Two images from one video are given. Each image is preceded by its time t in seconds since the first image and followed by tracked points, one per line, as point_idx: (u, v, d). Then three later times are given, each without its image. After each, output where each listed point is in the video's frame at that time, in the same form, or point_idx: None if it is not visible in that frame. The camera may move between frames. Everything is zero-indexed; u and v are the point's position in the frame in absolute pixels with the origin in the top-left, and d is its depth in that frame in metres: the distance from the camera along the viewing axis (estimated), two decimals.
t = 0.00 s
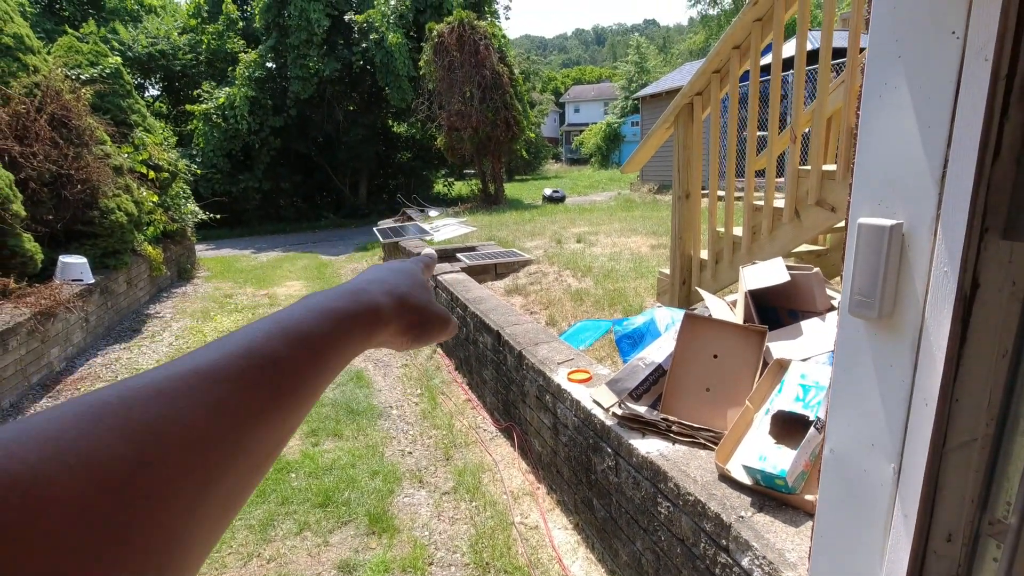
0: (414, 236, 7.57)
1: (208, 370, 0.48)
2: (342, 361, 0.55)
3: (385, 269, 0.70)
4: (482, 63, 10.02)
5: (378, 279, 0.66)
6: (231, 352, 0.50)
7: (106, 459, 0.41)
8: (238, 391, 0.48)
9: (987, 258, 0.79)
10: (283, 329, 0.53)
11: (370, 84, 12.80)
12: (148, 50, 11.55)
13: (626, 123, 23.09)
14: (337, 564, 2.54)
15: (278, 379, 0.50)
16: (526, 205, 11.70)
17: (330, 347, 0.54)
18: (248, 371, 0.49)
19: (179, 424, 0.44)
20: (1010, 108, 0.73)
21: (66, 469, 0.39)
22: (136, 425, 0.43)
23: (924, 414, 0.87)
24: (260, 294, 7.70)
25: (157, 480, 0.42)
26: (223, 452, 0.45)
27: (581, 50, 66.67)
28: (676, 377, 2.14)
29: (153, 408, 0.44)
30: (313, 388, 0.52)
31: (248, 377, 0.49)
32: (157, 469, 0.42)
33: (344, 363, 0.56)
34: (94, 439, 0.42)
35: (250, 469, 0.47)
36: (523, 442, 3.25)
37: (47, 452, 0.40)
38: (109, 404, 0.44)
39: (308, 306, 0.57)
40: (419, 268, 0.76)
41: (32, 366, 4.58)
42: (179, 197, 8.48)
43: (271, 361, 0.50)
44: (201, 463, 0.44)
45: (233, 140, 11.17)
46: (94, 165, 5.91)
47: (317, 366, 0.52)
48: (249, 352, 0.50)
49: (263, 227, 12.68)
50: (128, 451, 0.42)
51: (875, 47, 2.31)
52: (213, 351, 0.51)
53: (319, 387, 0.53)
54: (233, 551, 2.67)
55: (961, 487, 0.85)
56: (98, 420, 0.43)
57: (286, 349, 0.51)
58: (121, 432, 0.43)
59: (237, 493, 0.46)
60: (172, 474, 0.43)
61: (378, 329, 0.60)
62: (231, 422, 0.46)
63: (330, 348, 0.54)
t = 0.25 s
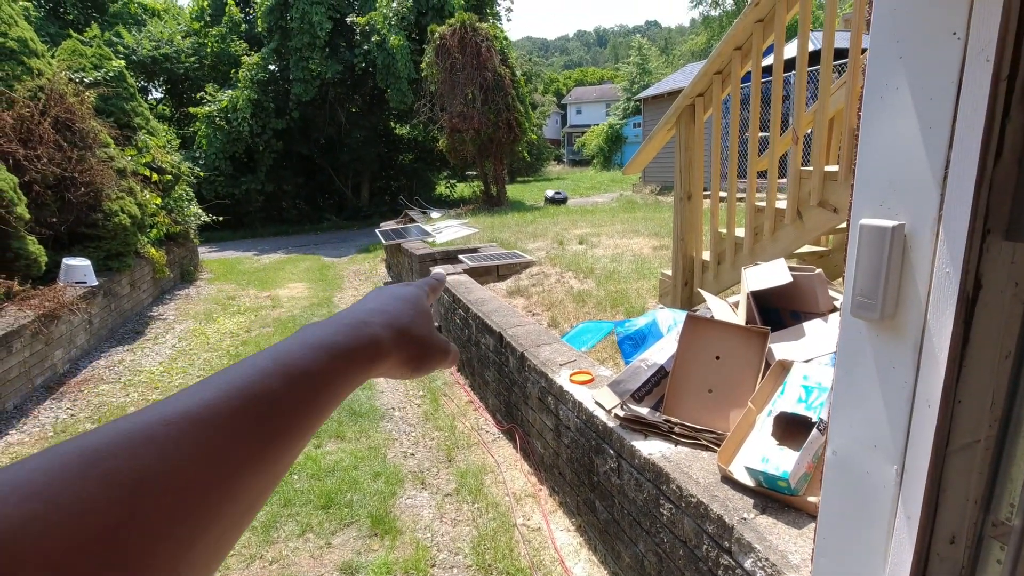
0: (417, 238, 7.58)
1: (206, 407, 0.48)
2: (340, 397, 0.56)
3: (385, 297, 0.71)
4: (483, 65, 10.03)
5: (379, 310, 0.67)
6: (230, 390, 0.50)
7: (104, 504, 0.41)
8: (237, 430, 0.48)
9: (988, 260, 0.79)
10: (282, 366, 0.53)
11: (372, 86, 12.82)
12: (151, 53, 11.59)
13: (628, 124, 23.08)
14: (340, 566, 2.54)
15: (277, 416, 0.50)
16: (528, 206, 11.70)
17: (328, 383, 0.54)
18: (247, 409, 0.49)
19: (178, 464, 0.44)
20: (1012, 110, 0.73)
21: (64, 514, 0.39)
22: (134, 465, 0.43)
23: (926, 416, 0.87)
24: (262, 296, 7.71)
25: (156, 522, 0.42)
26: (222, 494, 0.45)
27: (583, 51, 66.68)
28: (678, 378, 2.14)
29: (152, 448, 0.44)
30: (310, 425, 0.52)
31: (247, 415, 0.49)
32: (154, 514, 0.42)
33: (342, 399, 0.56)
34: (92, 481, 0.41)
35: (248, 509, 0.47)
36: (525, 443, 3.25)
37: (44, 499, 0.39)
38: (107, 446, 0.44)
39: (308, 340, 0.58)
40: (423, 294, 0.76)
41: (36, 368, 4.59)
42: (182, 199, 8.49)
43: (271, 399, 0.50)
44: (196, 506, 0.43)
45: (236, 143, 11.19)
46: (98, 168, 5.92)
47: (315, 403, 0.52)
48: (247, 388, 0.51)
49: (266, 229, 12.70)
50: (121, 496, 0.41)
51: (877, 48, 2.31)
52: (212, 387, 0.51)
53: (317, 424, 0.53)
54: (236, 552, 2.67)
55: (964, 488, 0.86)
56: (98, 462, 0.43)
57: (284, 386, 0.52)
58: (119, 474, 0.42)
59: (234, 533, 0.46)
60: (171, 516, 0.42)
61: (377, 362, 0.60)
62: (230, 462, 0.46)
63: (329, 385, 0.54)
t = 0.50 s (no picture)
0: (420, 238, 7.59)
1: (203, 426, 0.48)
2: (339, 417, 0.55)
3: (388, 314, 0.70)
4: (486, 66, 10.03)
5: (383, 326, 0.66)
6: (228, 407, 0.50)
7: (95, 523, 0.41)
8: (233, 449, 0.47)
9: (994, 257, 0.78)
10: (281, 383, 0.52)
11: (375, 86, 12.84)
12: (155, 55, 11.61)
13: (631, 124, 23.07)
14: (345, 565, 2.55)
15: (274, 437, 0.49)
16: (531, 206, 11.70)
17: (328, 404, 0.53)
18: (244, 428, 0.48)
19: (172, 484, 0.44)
20: (1019, 105, 0.73)
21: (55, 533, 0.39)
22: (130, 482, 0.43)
23: (931, 414, 0.87)
24: (266, 296, 7.73)
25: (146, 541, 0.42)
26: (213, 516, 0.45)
27: (586, 51, 66.67)
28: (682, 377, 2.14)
29: (145, 466, 0.44)
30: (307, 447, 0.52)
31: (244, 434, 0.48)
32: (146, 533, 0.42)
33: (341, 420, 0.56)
34: (82, 500, 0.41)
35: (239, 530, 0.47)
36: (529, 443, 3.25)
37: (35, 516, 0.40)
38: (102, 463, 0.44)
39: (309, 356, 0.57)
40: (424, 308, 0.76)
41: (42, 369, 4.62)
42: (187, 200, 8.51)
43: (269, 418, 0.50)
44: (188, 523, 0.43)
45: (240, 144, 11.22)
46: (103, 170, 5.94)
47: (314, 425, 0.52)
48: (245, 407, 0.50)
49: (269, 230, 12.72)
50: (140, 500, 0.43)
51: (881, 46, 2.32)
52: (209, 405, 0.50)
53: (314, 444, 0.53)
54: (241, 552, 2.68)
55: (971, 486, 0.85)
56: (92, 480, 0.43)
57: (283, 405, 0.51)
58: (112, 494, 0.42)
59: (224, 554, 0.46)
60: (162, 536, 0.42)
61: (379, 382, 0.60)
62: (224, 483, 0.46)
63: (329, 406, 0.53)
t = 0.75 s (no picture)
0: (423, 238, 7.60)
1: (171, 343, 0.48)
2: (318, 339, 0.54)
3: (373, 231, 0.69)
4: (489, 65, 10.04)
5: (367, 243, 0.65)
6: (197, 325, 0.49)
7: (57, 437, 0.42)
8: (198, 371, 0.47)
9: (993, 254, 0.79)
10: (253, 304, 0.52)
11: (378, 86, 12.87)
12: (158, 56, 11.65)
13: (633, 122, 23.07)
14: (350, 563, 2.56)
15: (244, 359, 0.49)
16: (534, 205, 11.71)
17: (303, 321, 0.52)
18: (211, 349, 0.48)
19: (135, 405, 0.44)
20: (1017, 104, 0.73)
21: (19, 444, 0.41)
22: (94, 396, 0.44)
23: (930, 409, 0.87)
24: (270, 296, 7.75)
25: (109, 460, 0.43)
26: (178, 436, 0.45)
27: (588, 51, 66.64)
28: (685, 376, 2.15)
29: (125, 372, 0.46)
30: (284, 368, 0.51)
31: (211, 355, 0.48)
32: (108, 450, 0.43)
33: (320, 342, 0.54)
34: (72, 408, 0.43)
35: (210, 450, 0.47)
36: (532, 441, 3.26)
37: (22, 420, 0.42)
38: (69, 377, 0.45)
39: (286, 275, 0.56)
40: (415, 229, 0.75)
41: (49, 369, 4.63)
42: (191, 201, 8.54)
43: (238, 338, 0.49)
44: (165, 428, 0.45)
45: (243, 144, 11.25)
46: (108, 171, 5.97)
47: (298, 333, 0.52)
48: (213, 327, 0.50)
49: (273, 231, 12.75)
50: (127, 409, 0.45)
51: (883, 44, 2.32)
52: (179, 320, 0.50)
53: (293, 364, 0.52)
54: (246, 550, 2.70)
55: (971, 482, 0.86)
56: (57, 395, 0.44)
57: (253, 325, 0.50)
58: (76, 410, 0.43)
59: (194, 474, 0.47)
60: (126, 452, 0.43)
61: (362, 303, 0.58)
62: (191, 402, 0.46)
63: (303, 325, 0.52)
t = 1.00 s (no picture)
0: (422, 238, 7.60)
1: (190, 317, 0.52)
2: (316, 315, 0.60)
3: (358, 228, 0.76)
4: (488, 66, 10.05)
5: (354, 241, 0.72)
6: (218, 305, 0.54)
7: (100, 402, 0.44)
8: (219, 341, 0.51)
9: (983, 251, 0.79)
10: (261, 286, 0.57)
11: (377, 87, 12.87)
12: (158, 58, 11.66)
13: (633, 121, 23.04)
14: (351, 563, 2.57)
15: (260, 331, 0.54)
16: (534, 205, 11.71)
17: (306, 301, 0.58)
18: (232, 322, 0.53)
19: (163, 370, 0.48)
20: (1005, 104, 0.74)
21: (59, 401, 0.43)
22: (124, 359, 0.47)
23: (923, 405, 0.88)
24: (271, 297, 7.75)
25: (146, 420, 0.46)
26: (205, 399, 0.49)
27: (588, 50, 66.60)
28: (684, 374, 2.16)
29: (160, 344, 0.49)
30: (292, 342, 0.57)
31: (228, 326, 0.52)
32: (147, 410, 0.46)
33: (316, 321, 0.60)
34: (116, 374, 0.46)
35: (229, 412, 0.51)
36: (532, 441, 3.27)
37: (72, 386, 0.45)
38: (99, 341, 0.48)
39: (287, 264, 0.62)
40: (395, 227, 0.82)
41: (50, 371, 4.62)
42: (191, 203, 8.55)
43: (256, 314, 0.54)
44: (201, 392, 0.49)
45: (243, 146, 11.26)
46: (108, 173, 5.98)
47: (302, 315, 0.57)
48: (229, 302, 0.54)
49: (273, 232, 12.76)
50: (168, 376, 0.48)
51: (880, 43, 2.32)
52: (194, 297, 0.54)
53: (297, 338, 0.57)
54: (248, 550, 2.70)
55: (964, 477, 0.86)
56: (88, 357, 0.46)
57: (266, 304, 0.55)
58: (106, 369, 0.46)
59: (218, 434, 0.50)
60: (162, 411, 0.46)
61: (352, 289, 0.65)
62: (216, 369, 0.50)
63: (305, 305, 0.58)
